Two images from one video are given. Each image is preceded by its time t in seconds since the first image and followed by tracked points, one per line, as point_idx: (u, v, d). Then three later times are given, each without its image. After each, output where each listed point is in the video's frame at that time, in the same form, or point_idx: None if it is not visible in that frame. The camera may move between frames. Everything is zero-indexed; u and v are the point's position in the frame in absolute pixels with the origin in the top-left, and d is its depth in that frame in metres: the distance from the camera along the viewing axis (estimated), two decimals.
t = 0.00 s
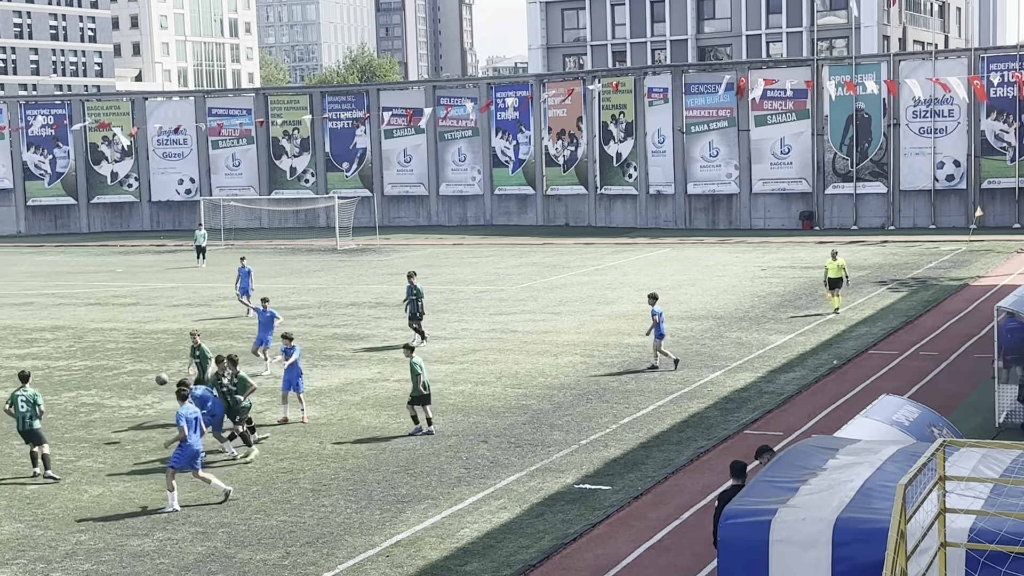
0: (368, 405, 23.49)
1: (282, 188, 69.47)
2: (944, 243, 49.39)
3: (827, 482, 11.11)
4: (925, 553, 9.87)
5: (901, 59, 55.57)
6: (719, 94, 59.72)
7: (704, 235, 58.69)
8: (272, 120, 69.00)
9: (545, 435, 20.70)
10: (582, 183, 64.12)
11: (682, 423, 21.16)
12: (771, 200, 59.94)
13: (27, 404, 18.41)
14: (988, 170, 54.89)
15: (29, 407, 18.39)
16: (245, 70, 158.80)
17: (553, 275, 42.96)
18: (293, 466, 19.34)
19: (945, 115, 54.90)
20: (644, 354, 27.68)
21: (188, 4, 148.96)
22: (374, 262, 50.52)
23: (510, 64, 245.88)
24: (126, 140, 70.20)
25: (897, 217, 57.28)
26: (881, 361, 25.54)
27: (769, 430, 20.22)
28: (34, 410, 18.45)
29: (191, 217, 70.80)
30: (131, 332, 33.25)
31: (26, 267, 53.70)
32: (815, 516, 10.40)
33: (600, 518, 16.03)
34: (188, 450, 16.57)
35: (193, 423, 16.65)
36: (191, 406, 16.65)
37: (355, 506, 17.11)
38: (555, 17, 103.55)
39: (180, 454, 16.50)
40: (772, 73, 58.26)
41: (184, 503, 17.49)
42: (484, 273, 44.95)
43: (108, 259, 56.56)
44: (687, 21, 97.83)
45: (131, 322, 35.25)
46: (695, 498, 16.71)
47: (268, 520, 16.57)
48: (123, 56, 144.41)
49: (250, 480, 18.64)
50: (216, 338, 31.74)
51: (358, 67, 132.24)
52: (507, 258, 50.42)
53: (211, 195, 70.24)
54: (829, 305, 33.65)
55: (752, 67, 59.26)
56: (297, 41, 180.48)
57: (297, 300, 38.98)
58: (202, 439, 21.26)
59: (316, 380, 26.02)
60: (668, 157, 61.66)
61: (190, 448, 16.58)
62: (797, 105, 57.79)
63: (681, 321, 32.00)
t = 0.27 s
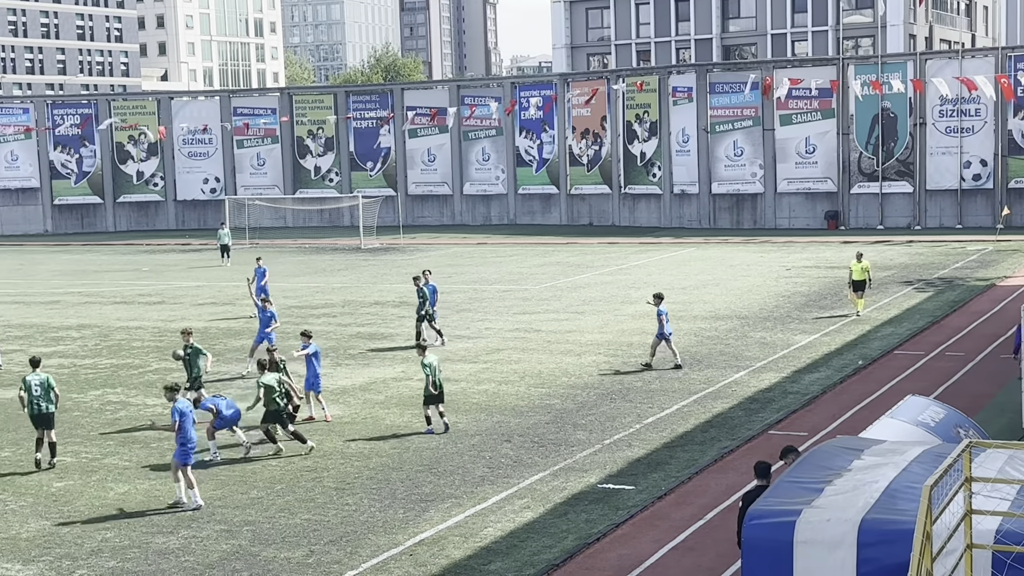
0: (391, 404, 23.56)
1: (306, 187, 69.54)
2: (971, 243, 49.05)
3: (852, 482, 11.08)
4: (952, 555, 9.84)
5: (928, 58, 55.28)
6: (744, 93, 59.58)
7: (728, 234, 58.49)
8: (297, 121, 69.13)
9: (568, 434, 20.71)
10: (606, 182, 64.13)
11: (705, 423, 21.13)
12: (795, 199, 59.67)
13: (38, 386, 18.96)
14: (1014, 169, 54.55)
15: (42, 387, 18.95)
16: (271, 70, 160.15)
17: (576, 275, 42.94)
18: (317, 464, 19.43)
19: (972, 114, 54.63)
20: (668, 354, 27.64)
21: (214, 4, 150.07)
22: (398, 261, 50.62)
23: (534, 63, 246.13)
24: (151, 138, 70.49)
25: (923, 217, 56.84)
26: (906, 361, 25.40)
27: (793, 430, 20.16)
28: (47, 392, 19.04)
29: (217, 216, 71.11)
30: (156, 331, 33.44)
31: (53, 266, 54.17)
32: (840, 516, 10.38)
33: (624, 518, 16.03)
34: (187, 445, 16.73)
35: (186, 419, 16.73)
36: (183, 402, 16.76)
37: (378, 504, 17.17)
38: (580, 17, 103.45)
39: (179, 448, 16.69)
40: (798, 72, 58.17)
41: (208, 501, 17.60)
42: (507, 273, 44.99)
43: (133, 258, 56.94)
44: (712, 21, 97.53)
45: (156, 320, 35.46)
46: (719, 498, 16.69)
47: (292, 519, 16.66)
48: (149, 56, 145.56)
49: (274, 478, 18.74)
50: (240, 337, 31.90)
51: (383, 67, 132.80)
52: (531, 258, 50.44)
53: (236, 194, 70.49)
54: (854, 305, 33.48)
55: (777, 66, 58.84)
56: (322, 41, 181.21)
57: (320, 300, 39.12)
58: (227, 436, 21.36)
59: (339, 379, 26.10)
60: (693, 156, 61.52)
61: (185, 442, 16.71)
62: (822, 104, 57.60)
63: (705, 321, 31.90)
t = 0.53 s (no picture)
0: (421, 403, 23.64)
1: (337, 187, 69.68)
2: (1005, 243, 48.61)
3: (883, 483, 11.03)
4: (983, 558, 9.78)
5: (961, 57, 54.88)
6: (775, 92, 59.29)
7: (758, 234, 58.22)
8: (328, 120, 69.42)
9: (597, 434, 20.71)
10: (636, 182, 64.19)
11: (735, 423, 21.07)
12: (826, 199, 59.40)
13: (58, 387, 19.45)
14: None
15: (63, 387, 19.46)
16: (301, 70, 161.30)
17: (606, 275, 42.91)
18: (346, 463, 19.53)
19: (1005, 113, 54.21)
20: (698, 354, 27.58)
21: (245, 4, 151.27)
22: (428, 261, 50.77)
23: (564, 62, 246.11)
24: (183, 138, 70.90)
25: (955, 217, 56.43)
26: (939, 362, 25.24)
27: (824, 431, 20.08)
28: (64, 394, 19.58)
29: (247, 214, 71.32)
30: (187, 329, 33.71)
31: (86, 265, 54.66)
32: (870, 518, 10.34)
33: (653, 518, 16.03)
34: (188, 449, 16.76)
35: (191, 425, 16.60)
36: (187, 407, 16.53)
37: (408, 503, 17.24)
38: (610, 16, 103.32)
39: (180, 452, 16.72)
40: (829, 71, 57.87)
41: (239, 499, 17.73)
42: (537, 272, 45.01)
43: (165, 257, 57.38)
44: (743, 19, 97.13)
45: (188, 319, 35.74)
46: (748, 499, 16.64)
47: (322, 517, 16.75)
48: (181, 56, 146.84)
49: (304, 476, 18.85)
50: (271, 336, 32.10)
51: (413, 66, 133.11)
52: (561, 257, 50.43)
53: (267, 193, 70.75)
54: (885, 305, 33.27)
55: (807, 65, 58.20)
56: (352, 41, 182.04)
57: (351, 298, 39.31)
58: (257, 435, 21.51)
59: (369, 377, 26.22)
60: (723, 156, 61.26)
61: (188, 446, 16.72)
62: (854, 103, 57.26)
63: (736, 321, 31.80)
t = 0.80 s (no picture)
0: (457, 402, 23.72)
1: (374, 186, 70.02)
2: None
3: (923, 485, 10.96)
4: None
5: (1003, 56, 54.74)
6: (815, 91, 58.98)
7: (797, 234, 57.84)
8: (365, 119, 69.73)
9: (634, 434, 20.69)
10: (673, 181, 64.01)
11: (773, 424, 20.98)
12: (865, 199, 58.90)
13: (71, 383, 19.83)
14: None
15: (76, 384, 19.82)
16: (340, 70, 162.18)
17: (642, 275, 42.81)
18: (384, 462, 19.63)
19: None
20: (735, 354, 27.47)
21: (284, 4, 152.29)
22: (466, 260, 50.86)
23: (601, 61, 245.70)
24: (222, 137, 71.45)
25: (997, 217, 55.93)
26: (979, 363, 25.03)
27: (863, 432, 19.96)
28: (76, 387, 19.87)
29: (286, 214, 71.74)
30: (226, 328, 34.01)
31: (127, 263, 55.26)
32: (910, 519, 10.27)
33: (689, 519, 16.00)
34: (205, 443, 17.08)
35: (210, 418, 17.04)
36: (207, 400, 17.04)
37: (444, 502, 17.31)
38: (648, 15, 102.98)
39: (195, 447, 17.02)
40: (869, 70, 57.41)
41: (276, 497, 17.89)
42: (574, 272, 45.02)
43: (205, 256, 57.87)
44: (782, 18, 96.51)
45: (227, 317, 36.06)
46: (786, 500, 16.57)
47: (359, 515, 16.86)
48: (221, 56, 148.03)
49: (342, 475, 18.98)
50: (309, 335, 32.31)
51: (451, 66, 133.48)
52: (598, 257, 50.41)
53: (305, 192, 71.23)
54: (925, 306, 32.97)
55: (847, 64, 57.89)
56: (390, 40, 182.72)
57: (388, 297, 39.47)
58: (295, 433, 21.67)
59: (406, 377, 26.32)
60: (761, 155, 60.94)
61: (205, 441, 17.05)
62: (894, 102, 56.79)
63: (773, 322, 31.63)
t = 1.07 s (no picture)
0: (500, 402, 23.77)
1: (418, 186, 70.43)
2: None
3: (970, 487, 10.86)
4: None
5: None
6: (861, 90, 58.46)
7: (842, 234, 57.34)
8: (410, 118, 70.03)
9: (677, 434, 20.65)
10: (717, 181, 63.65)
11: (817, 425, 20.86)
12: (912, 198, 58.26)
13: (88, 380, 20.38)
14: None
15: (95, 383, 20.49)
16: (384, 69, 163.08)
17: (685, 275, 42.65)
18: (427, 461, 19.74)
19: None
20: (780, 354, 27.33)
21: (329, 4, 153.36)
22: (509, 260, 50.91)
23: (645, 61, 245.13)
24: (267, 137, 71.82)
25: None
26: None
27: (909, 433, 19.79)
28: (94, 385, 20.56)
29: (330, 213, 72.25)
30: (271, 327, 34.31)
31: (173, 262, 55.84)
32: (957, 522, 10.19)
33: (733, 519, 15.97)
34: (232, 445, 17.24)
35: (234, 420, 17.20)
36: (232, 403, 17.18)
37: (487, 501, 17.39)
38: (692, 14, 102.55)
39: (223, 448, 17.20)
40: (916, 68, 56.77)
41: (321, 495, 18.06)
42: (616, 271, 44.96)
43: (251, 255, 58.36)
44: (828, 16, 95.77)
45: (272, 316, 36.37)
46: (831, 501, 16.48)
47: (402, 514, 16.97)
48: (267, 56, 149.27)
49: (385, 473, 19.10)
50: (353, 334, 32.51)
51: (494, 66, 133.77)
52: (640, 256, 50.30)
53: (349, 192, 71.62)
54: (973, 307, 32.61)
55: (894, 62, 57.43)
56: (434, 40, 183.46)
57: (431, 297, 39.63)
58: (339, 432, 21.84)
59: (449, 376, 26.42)
60: (806, 155, 60.53)
61: (231, 443, 17.23)
62: (942, 101, 56.24)
63: (818, 322, 31.40)
